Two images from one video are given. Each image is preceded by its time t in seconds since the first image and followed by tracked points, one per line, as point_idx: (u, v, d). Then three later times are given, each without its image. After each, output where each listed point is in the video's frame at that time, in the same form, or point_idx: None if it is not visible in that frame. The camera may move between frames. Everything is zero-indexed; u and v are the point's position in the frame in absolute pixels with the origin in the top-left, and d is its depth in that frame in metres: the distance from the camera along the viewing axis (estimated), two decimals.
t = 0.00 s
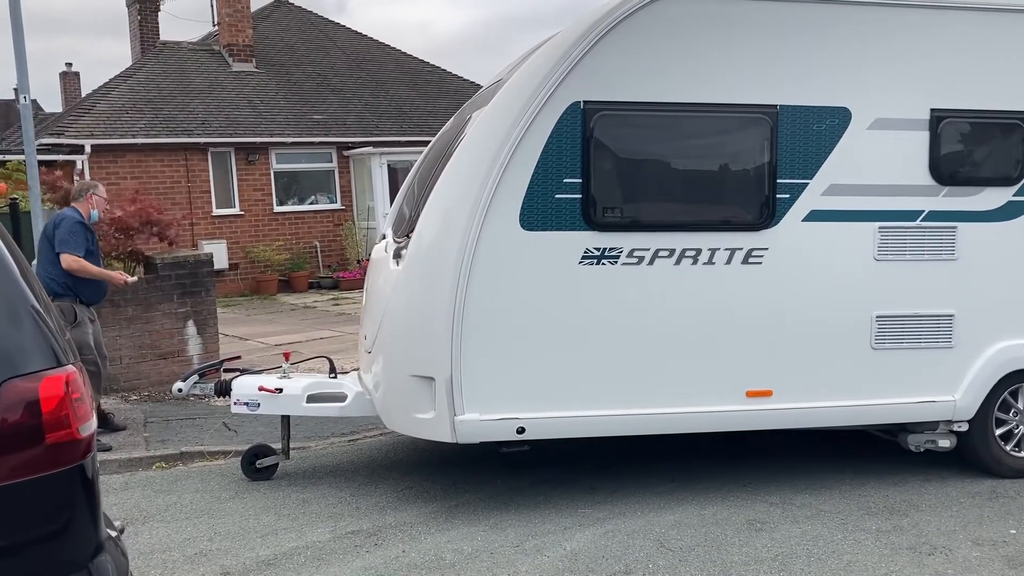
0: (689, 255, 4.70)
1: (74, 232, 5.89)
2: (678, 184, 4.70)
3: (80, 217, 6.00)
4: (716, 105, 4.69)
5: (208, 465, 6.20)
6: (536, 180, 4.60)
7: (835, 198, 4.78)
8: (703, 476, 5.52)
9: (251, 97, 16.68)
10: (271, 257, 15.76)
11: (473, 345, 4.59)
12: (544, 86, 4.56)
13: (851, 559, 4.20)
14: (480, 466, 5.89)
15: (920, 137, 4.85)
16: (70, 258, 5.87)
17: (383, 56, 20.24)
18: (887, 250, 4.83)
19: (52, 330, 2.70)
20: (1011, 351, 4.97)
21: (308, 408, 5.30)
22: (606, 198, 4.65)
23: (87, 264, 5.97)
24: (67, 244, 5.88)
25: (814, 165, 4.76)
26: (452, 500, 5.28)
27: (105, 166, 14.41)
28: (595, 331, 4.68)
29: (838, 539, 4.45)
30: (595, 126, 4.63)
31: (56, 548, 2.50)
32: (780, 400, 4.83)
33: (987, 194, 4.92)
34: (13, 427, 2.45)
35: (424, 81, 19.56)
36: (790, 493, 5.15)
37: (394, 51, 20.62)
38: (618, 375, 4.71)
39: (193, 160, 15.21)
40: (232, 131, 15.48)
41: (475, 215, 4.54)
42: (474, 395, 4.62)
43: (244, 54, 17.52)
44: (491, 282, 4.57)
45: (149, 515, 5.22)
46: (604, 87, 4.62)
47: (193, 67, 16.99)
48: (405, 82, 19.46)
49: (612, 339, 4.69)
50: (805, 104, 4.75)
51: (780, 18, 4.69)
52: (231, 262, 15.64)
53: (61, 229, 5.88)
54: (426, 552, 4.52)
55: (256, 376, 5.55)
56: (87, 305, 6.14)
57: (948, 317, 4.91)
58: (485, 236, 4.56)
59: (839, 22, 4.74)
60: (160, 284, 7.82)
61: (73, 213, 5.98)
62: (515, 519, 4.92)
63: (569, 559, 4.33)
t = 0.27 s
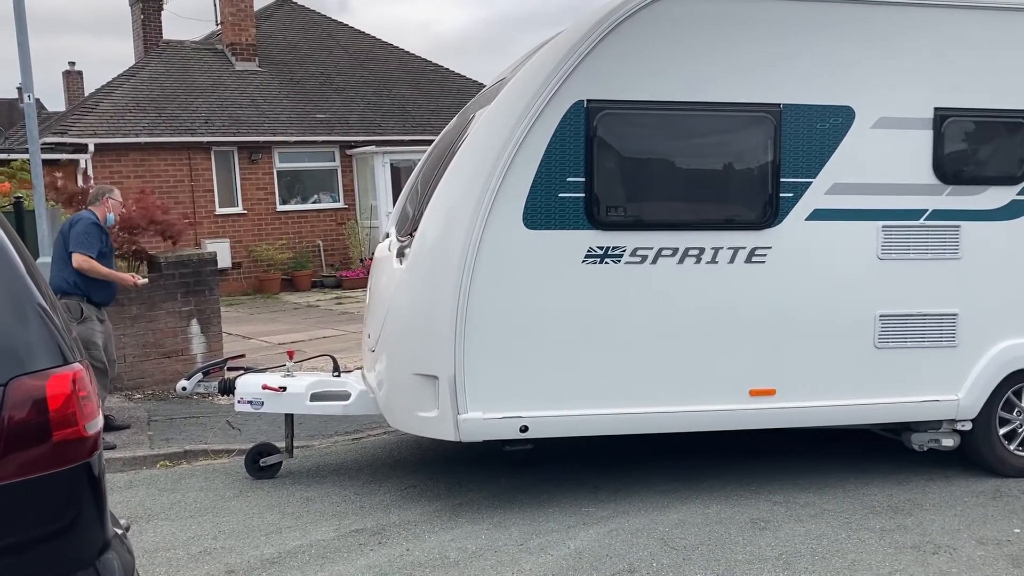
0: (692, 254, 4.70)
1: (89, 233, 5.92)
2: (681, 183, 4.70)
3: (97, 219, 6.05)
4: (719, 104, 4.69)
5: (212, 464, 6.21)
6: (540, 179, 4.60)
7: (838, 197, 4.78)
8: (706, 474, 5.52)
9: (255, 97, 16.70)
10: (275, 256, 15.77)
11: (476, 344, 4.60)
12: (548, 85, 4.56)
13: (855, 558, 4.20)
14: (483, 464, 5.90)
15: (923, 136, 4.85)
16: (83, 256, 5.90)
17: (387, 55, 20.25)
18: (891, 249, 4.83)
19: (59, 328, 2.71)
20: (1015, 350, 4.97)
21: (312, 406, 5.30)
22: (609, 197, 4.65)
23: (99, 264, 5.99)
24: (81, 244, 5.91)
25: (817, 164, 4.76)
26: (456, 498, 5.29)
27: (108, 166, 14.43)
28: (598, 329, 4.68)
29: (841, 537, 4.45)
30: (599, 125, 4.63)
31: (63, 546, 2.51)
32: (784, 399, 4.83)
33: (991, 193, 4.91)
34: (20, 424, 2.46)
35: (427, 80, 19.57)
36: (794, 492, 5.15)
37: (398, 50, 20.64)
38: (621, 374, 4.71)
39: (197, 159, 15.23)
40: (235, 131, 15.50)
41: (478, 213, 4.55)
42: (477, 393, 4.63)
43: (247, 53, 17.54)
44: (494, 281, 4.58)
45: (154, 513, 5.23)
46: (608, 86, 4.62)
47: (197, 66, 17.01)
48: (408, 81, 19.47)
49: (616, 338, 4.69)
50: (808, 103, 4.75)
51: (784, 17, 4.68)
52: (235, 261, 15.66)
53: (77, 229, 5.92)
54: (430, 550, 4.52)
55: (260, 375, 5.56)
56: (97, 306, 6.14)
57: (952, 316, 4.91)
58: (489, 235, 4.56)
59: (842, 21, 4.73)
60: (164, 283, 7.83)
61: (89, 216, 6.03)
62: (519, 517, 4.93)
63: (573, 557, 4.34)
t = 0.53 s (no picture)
0: (693, 251, 4.69)
1: (93, 226, 5.93)
2: (683, 180, 4.69)
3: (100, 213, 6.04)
4: (721, 102, 4.68)
5: (214, 461, 6.21)
6: (541, 176, 4.59)
7: (840, 194, 4.77)
8: (708, 472, 5.52)
9: (257, 94, 16.70)
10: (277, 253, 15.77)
11: (477, 341, 4.59)
12: (549, 82, 4.55)
13: (857, 556, 4.19)
14: (485, 462, 5.89)
15: (926, 133, 4.83)
16: (85, 248, 5.92)
17: (389, 52, 20.25)
18: (893, 246, 4.81)
19: (61, 325, 2.71)
20: (1017, 348, 4.96)
21: (314, 404, 5.30)
22: (611, 195, 4.64)
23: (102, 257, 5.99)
24: (85, 237, 5.92)
25: (819, 162, 4.75)
26: (457, 496, 5.28)
27: (111, 163, 14.43)
28: (599, 327, 4.67)
29: (844, 535, 4.44)
30: (600, 123, 4.62)
31: (66, 543, 2.51)
32: (786, 397, 4.82)
33: (993, 190, 4.90)
34: (23, 422, 2.46)
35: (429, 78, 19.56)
36: (796, 490, 5.15)
37: (400, 48, 20.64)
38: (623, 371, 4.71)
39: (199, 156, 15.23)
40: (237, 128, 15.50)
41: (479, 211, 4.54)
42: (478, 391, 4.62)
43: (250, 51, 17.54)
44: (495, 278, 4.57)
45: (156, 511, 5.23)
46: (609, 84, 4.61)
47: (199, 64, 17.01)
48: (410, 79, 19.47)
49: (617, 335, 4.69)
50: (810, 100, 4.74)
51: (786, 14, 4.67)
52: (237, 259, 15.66)
53: (80, 222, 5.93)
54: (432, 548, 4.52)
55: (262, 372, 5.56)
56: (98, 299, 6.14)
57: (955, 313, 4.90)
58: (490, 232, 4.56)
59: (844, 18, 4.72)
60: (166, 281, 7.83)
61: (92, 209, 6.04)
62: (521, 515, 4.93)
63: (576, 555, 4.33)
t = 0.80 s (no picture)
0: (695, 248, 4.68)
1: (90, 220, 5.93)
2: (685, 177, 4.68)
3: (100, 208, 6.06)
4: (724, 98, 4.67)
5: (218, 458, 6.22)
6: (543, 173, 4.59)
7: (842, 191, 4.76)
8: (711, 469, 5.51)
9: (260, 91, 16.70)
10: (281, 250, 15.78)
11: (479, 338, 4.59)
12: (551, 79, 4.54)
13: (861, 553, 4.19)
14: (488, 458, 5.89)
15: (929, 129, 4.82)
16: (82, 242, 5.91)
17: (392, 49, 20.25)
18: (896, 243, 4.80)
19: (65, 322, 2.71)
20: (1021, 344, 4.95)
21: (317, 400, 5.30)
22: (613, 191, 4.63)
23: (100, 251, 5.99)
24: (82, 231, 5.92)
25: (822, 158, 4.73)
26: (461, 492, 5.29)
27: (114, 160, 14.44)
28: (601, 323, 4.67)
29: (848, 532, 4.44)
30: (602, 119, 4.61)
31: (70, 539, 2.51)
32: (789, 393, 4.82)
33: (997, 187, 4.88)
34: (27, 418, 2.46)
35: (432, 74, 19.56)
36: (800, 487, 5.14)
37: (403, 44, 20.63)
38: (624, 368, 4.70)
39: (202, 153, 15.24)
40: (240, 125, 15.50)
41: (481, 208, 4.54)
42: (479, 387, 4.62)
43: (253, 47, 17.54)
44: (497, 275, 4.57)
45: (160, 507, 5.25)
46: (611, 80, 4.61)
47: (202, 60, 17.02)
48: (414, 76, 19.46)
49: (619, 332, 4.68)
50: (813, 96, 4.72)
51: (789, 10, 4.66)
52: (241, 255, 15.68)
53: (78, 216, 5.93)
54: (435, 544, 4.53)
55: (264, 368, 5.56)
56: (100, 294, 6.14)
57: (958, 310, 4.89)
58: (492, 229, 4.55)
59: (848, 14, 4.70)
60: (169, 277, 7.84)
61: (92, 204, 6.06)
62: (524, 512, 4.93)
63: (579, 552, 4.33)
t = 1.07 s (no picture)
0: (697, 244, 4.67)
1: (82, 216, 5.93)
2: (686, 173, 4.67)
3: (98, 204, 6.07)
4: (725, 93, 4.65)
5: (221, 453, 6.23)
6: (544, 168, 4.58)
7: (844, 186, 4.74)
8: (714, 465, 5.51)
9: (264, 87, 16.70)
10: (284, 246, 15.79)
11: (480, 334, 4.58)
12: (552, 74, 4.53)
13: (864, 549, 4.18)
14: (491, 454, 5.89)
15: (932, 125, 4.80)
16: (72, 238, 5.92)
17: (396, 44, 20.23)
18: (898, 239, 4.78)
19: (68, 318, 2.71)
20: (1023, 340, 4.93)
21: (319, 396, 5.30)
22: (614, 187, 4.62)
23: (93, 247, 5.97)
24: (74, 227, 5.93)
25: (824, 154, 4.72)
26: (464, 488, 5.29)
27: (118, 156, 14.46)
28: (602, 319, 4.66)
29: (851, 529, 4.43)
30: (603, 115, 4.60)
31: (73, 535, 2.51)
32: (791, 389, 4.80)
33: (1001, 182, 4.86)
34: (30, 414, 2.46)
35: (435, 70, 19.53)
36: (803, 483, 5.13)
37: (407, 40, 20.61)
38: (626, 364, 4.69)
39: (206, 149, 15.25)
40: (244, 121, 15.51)
41: (482, 203, 4.53)
42: (480, 383, 4.62)
43: (256, 43, 17.54)
44: (497, 271, 4.56)
45: (163, 502, 5.26)
46: (613, 76, 4.59)
47: (206, 56, 17.02)
48: (417, 71, 19.44)
49: (621, 327, 4.67)
50: (815, 92, 4.70)
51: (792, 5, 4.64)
52: (245, 251, 15.69)
53: (71, 212, 5.95)
54: (438, 540, 4.53)
55: (267, 364, 5.57)
56: (98, 289, 6.16)
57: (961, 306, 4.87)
58: (493, 224, 4.54)
59: (851, 8, 4.68)
60: (173, 273, 7.85)
61: (91, 200, 6.07)
62: (527, 508, 4.93)
63: (582, 548, 4.33)
